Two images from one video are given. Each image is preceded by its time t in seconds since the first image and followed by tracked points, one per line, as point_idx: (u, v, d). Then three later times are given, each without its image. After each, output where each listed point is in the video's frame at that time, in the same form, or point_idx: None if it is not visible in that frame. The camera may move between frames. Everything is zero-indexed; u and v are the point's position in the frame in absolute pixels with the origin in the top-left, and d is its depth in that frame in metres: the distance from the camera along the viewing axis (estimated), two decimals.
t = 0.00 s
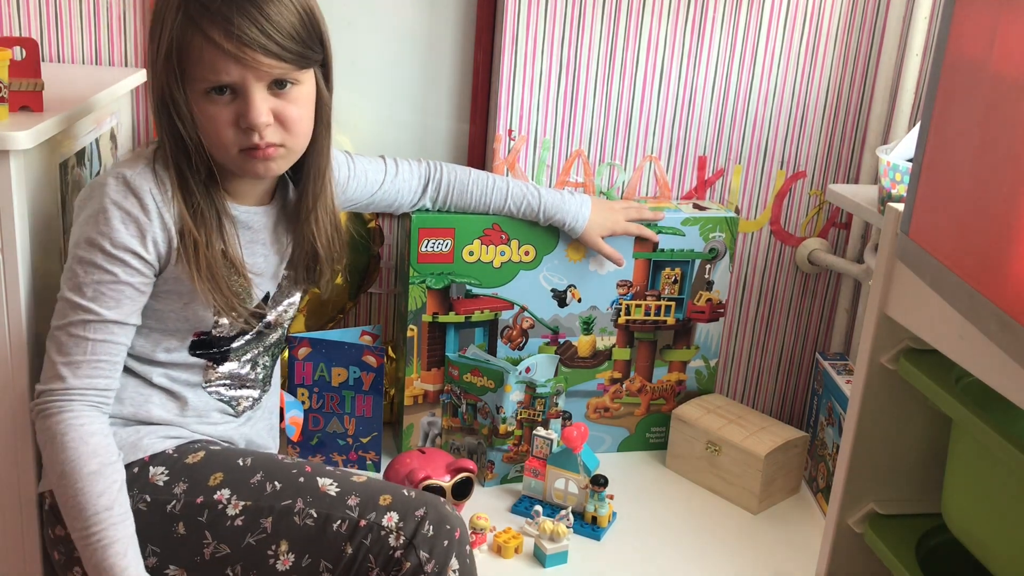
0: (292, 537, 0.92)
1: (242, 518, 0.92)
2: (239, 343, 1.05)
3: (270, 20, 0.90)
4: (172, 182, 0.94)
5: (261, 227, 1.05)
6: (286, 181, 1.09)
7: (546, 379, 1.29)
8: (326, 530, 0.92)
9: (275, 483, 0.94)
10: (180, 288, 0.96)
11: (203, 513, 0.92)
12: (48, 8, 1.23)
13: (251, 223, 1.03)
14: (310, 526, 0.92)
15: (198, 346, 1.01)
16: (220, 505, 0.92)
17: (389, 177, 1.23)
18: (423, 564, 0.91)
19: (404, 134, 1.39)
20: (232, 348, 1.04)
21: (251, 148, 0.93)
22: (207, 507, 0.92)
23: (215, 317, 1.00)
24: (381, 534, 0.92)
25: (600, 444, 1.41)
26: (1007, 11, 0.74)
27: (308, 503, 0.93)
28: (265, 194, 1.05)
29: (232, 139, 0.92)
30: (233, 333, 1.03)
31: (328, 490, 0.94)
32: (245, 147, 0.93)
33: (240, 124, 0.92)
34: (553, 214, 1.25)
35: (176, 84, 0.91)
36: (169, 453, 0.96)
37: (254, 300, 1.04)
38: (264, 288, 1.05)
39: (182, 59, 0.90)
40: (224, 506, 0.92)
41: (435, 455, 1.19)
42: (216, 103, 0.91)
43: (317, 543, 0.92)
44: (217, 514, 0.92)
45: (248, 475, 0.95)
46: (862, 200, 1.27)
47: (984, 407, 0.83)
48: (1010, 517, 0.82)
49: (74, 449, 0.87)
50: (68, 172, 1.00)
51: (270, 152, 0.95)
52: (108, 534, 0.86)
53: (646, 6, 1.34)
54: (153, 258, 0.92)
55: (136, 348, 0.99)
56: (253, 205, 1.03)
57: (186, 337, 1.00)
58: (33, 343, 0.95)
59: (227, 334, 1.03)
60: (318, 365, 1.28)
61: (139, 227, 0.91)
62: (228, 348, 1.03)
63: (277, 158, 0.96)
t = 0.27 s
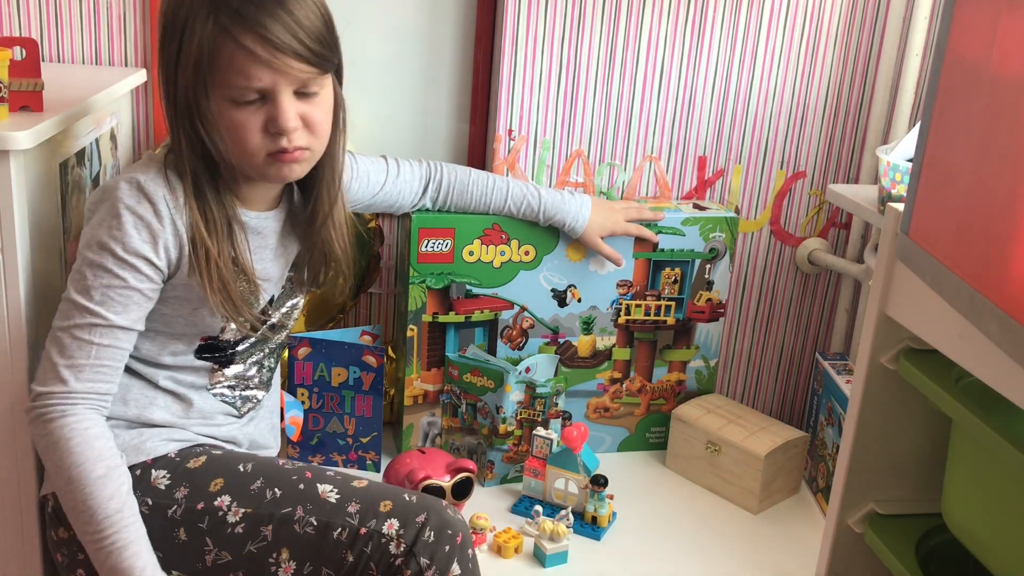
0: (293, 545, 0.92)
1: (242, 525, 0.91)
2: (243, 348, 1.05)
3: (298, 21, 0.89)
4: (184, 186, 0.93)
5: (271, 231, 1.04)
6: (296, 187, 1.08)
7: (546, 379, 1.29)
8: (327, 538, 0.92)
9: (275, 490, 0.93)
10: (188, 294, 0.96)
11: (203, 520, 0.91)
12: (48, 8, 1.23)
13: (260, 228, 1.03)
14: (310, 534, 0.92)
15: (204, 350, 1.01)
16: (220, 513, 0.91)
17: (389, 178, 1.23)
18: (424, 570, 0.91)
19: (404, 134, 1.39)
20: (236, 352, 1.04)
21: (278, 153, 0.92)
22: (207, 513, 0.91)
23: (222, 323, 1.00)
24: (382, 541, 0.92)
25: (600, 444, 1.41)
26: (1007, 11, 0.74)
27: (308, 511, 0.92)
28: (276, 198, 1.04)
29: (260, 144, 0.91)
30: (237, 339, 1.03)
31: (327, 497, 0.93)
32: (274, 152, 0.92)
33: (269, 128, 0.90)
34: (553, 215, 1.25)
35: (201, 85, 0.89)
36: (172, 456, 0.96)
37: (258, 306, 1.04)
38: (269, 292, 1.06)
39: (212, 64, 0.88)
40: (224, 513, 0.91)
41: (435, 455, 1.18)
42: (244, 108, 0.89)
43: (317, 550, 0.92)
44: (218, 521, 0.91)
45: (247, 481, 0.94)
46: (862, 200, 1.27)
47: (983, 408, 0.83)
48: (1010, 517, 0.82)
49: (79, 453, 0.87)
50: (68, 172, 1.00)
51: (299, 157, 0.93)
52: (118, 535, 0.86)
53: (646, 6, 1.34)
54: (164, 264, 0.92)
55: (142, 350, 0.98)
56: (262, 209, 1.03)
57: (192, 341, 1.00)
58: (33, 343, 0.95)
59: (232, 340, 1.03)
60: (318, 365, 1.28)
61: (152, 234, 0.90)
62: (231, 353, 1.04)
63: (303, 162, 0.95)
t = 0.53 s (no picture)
0: (299, 546, 0.92)
1: (247, 528, 0.91)
2: (253, 348, 1.04)
3: None
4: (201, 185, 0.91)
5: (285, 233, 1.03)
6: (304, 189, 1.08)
7: (546, 379, 1.29)
8: (332, 539, 0.91)
9: (280, 492, 0.93)
10: (202, 295, 0.95)
11: (207, 523, 0.91)
12: (48, 7, 1.23)
13: (277, 231, 1.02)
14: (316, 535, 0.91)
15: (214, 353, 1.01)
16: (224, 515, 0.91)
17: (390, 178, 1.22)
18: (432, 570, 0.90)
19: (404, 134, 1.39)
20: (246, 352, 1.04)
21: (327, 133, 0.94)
22: (210, 516, 0.91)
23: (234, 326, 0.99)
24: (389, 542, 0.91)
25: (600, 444, 1.41)
26: (1006, 12, 0.74)
27: (314, 512, 0.92)
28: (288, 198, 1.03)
29: (314, 128, 0.92)
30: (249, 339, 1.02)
31: (333, 498, 0.93)
32: (322, 135, 0.94)
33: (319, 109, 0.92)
34: (553, 215, 1.25)
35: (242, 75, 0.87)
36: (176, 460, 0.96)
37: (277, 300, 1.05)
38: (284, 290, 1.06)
39: (240, 56, 0.86)
40: (229, 515, 0.91)
41: (435, 455, 1.18)
42: (294, 95, 0.90)
43: (323, 552, 0.92)
44: (222, 523, 0.91)
45: (252, 483, 0.94)
46: (862, 200, 1.27)
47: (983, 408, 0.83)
48: (1010, 517, 0.82)
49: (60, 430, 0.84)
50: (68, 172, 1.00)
51: (343, 137, 0.96)
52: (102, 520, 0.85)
53: (646, 6, 1.34)
54: (180, 265, 0.90)
55: (154, 352, 0.98)
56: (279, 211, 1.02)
57: (204, 342, 0.99)
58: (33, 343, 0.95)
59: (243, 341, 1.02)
60: (318, 365, 1.28)
61: (173, 233, 0.89)
62: (241, 353, 1.03)
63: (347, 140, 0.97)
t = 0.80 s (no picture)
0: (315, 545, 0.90)
1: (263, 527, 0.90)
2: (259, 346, 1.04)
3: None
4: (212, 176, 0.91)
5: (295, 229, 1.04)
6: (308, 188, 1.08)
7: (546, 380, 1.29)
8: (348, 538, 0.90)
9: (295, 492, 0.92)
10: (212, 286, 0.95)
11: (223, 523, 0.90)
12: (48, 7, 1.23)
13: (287, 227, 1.02)
14: (332, 534, 0.90)
15: (219, 348, 1.00)
16: (241, 514, 0.90)
17: (391, 177, 1.23)
18: (445, 569, 0.90)
19: (404, 134, 1.39)
20: (252, 351, 1.03)
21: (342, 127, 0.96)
22: (227, 516, 0.90)
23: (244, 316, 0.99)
24: (404, 541, 0.91)
25: (600, 444, 1.41)
26: (1006, 12, 0.74)
27: (329, 511, 0.91)
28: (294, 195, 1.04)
29: (331, 122, 0.94)
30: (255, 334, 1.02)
31: (348, 498, 0.92)
32: (338, 130, 0.96)
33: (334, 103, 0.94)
34: (553, 215, 1.25)
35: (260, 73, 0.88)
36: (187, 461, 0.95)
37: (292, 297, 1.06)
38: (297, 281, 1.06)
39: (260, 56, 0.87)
40: (245, 515, 0.90)
41: (435, 455, 1.18)
42: (310, 90, 0.91)
43: (338, 551, 0.90)
44: (238, 523, 0.90)
45: (267, 483, 0.93)
46: (862, 200, 1.27)
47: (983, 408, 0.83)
48: (1009, 517, 0.82)
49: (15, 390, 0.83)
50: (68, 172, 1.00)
51: (355, 133, 0.98)
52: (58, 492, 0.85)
53: (646, 6, 1.35)
54: (184, 254, 0.90)
55: (166, 349, 0.97)
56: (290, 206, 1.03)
57: (211, 336, 0.99)
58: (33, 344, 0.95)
59: (250, 337, 1.02)
60: (318, 365, 1.28)
61: (179, 220, 0.88)
62: (247, 351, 1.02)
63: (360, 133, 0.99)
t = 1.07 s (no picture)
0: (317, 545, 0.90)
1: (265, 527, 0.90)
2: (259, 347, 1.04)
3: None
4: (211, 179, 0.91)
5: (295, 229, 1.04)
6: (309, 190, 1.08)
7: (546, 379, 1.29)
8: (351, 539, 0.90)
9: (298, 492, 0.92)
10: (212, 287, 0.95)
11: (226, 523, 0.90)
12: (48, 7, 1.23)
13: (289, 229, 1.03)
14: (334, 534, 0.90)
15: (219, 348, 0.99)
16: (243, 514, 0.90)
17: (392, 177, 1.23)
18: (447, 570, 0.90)
19: (404, 134, 1.39)
20: (252, 352, 1.03)
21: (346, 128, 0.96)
22: (229, 516, 0.90)
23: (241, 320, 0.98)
24: (406, 541, 0.91)
25: (600, 444, 1.41)
26: (1006, 12, 0.74)
27: (332, 512, 0.91)
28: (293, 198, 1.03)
29: (336, 123, 0.94)
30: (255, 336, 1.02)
31: (351, 498, 0.92)
32: (341, 133, 0.96)
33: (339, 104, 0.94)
34: (553, 215, 1.25)
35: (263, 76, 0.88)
36: (189, 459, 0.95)
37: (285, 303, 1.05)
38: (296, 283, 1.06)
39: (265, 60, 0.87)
40: (247, 515, 0.90)
41: (435, 455, 1.18)
42: (315, 92, 0.91)
43: (341, 552, 0.90)
44: (241, 522, 0.90)
45: (270, 483, 0.93)
46: (862, 200, 1.27)
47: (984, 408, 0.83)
48: (1010, 517, 0.82)
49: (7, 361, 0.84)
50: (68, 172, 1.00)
51: (359, 134, 0.98)
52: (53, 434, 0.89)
53: (646, 6, 1.35)
54: (181, 253, 0.90)
55: (169, 346, 0.97)
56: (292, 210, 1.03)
57: (210, 336, 0.98)
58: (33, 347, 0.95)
59: (250, 338, 1.02)
60: (318, 365, 1.28)
61: (178, 218, 0.88)
62: (247, 352, 1.02)
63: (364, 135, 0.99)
